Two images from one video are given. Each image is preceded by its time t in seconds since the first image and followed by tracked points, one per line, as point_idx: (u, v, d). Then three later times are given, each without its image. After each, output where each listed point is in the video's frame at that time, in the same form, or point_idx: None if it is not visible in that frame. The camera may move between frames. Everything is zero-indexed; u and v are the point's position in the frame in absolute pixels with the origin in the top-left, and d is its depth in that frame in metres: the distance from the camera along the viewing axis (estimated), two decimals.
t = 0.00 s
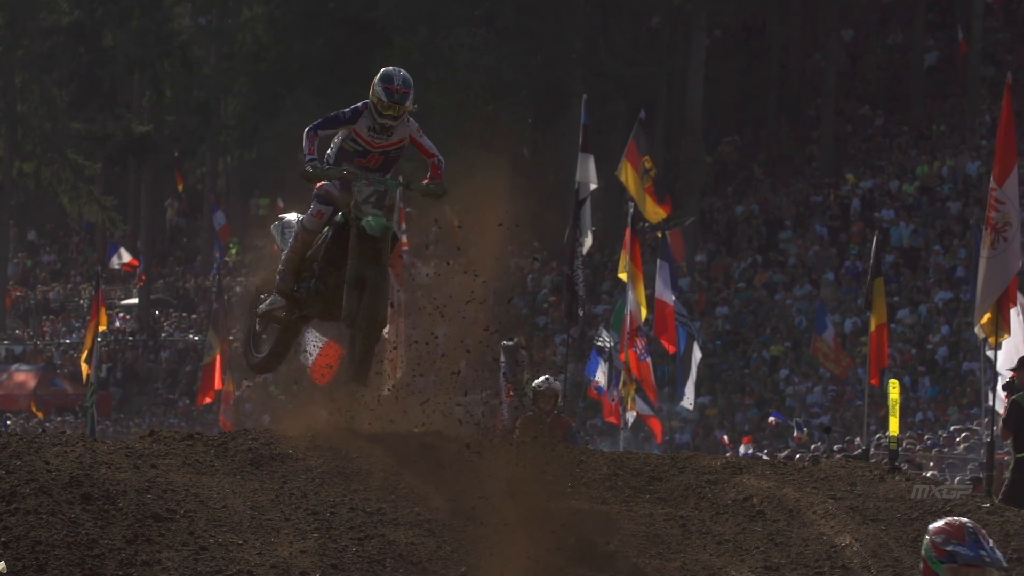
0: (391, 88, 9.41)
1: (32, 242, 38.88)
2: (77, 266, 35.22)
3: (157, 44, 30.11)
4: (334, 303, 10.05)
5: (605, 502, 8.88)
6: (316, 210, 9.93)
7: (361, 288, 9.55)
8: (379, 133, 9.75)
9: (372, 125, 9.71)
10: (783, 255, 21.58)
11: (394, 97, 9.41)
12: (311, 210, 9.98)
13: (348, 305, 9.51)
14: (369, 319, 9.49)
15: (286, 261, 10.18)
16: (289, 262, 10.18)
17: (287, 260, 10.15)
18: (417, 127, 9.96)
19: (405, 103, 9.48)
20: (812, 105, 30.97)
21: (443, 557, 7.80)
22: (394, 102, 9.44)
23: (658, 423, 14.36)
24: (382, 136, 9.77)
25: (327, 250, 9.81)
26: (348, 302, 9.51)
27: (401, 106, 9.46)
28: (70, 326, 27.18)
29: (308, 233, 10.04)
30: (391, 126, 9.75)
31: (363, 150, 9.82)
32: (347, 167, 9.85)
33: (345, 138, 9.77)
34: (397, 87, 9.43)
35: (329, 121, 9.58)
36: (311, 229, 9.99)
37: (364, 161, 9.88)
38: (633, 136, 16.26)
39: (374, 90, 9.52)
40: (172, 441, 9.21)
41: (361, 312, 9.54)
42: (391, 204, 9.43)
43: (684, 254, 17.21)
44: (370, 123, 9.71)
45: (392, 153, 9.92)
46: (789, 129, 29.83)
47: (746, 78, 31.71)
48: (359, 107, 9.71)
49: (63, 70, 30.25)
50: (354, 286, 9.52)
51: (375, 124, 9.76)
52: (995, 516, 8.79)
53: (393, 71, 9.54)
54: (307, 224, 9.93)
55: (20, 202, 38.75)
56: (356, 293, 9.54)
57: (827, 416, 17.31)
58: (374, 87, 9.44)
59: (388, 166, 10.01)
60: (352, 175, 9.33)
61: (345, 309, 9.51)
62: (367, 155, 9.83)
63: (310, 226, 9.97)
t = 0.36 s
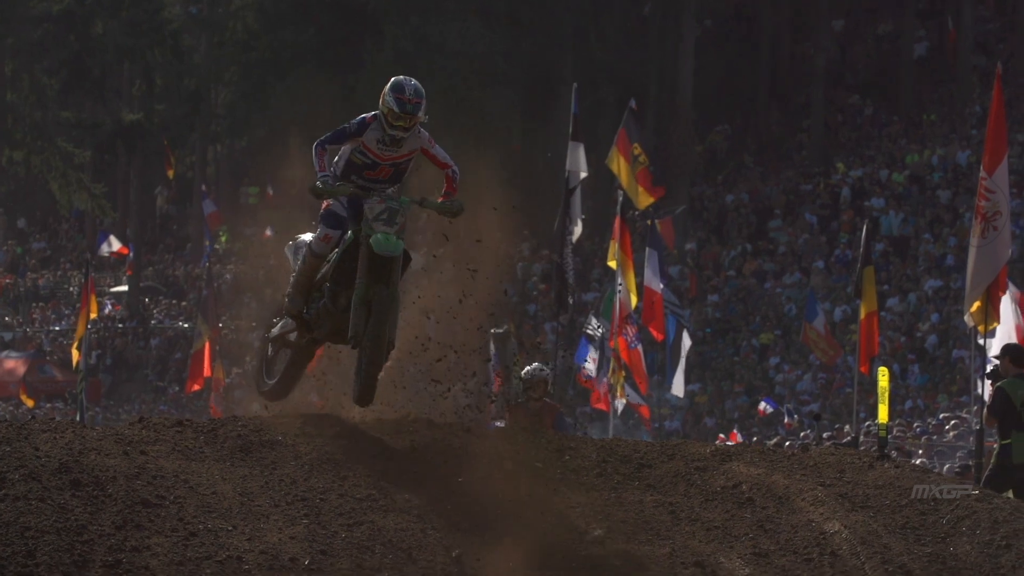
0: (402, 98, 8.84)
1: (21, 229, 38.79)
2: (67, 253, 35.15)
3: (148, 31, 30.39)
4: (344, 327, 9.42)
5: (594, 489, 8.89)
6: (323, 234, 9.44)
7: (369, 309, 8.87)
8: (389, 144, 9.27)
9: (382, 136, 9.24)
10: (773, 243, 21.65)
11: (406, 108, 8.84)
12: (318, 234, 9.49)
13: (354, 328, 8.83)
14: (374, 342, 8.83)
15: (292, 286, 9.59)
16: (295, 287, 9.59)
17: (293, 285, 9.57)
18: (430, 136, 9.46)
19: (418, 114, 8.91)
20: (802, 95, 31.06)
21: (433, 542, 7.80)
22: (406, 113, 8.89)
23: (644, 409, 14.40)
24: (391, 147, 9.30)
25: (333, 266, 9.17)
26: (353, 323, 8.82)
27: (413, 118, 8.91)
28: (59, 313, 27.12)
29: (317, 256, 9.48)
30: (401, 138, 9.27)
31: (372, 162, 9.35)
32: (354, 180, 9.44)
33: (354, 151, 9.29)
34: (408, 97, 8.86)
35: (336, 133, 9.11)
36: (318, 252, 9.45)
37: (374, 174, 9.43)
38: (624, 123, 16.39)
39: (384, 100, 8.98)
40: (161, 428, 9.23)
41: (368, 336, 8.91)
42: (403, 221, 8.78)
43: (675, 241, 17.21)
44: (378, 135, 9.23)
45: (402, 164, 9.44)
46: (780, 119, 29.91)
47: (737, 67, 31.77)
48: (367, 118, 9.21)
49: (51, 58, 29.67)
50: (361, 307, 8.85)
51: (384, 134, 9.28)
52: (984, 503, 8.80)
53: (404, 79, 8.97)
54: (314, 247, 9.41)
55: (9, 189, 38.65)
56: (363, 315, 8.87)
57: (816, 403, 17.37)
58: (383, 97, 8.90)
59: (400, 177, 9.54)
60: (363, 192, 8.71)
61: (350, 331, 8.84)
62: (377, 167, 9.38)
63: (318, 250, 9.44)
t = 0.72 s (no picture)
0: (414, 96, 8.29)
1: (12, 192, 38.87)
2: (59, 217, 35.31)
3: None
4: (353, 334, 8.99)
5: (585, 452, 8.94)
6: (336, 244, 9.06)
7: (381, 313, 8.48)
8: (399, 147, 8.81)
9: (392, 137, 8.76)
10: (764, 208, 21.77)
11: (418, 107, 8.29)
12: (331, 244, 9.10)
13: (364, 332, 8.43)
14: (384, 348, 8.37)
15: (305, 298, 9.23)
16: (307, 297, 9.23)
17: (305, 295, 9.20)
18: (441, 137, 8.95)
19: (430, 112, 8.37)
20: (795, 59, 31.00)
21: (423, 504, 7.70)
22: (419, 113, 8.33)
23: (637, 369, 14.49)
24: (402, 149, 8.82)
25: (345, 271, 8.76)
26: (363, 327, 8.43)
27: (425, 117, 8.36)
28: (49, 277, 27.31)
29: (330, 266, 9.08)
30: (412, 138, 8.77)
31: (381, 164, 8.91)
32: (365, 182, 9.03)
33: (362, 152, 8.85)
34: (421, 95, 8.31)
35: (345, 135, 8.66)
36: (331, 263, 9.07)
37: (384, 175, 9.00)
38: (615, 90, 16.47)
39: (394, 98, 8.42)
40: (153, 391, 9.31)
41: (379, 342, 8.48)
42: (421, 226, 8.36)
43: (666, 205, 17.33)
44: (388, 136, 8.75)
45: (413, 165, 9.01)
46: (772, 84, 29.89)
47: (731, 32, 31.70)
48: (376, 117, 8.70)
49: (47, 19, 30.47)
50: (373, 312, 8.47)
51: (393, 134, 8.79)
52: (976, 466, 8.67)
53: (415, 76, 8.40)
54: (326, 257, 9.03)
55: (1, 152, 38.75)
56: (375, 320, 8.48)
57: (807, 368, 17.48)
58: (394, 95, 8.32)
59: (409, 178, 9.13)
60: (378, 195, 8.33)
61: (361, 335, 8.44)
62: (387, 168, 8.93)
63: (331, 261, 9.06)
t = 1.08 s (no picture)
0: (428, 93, 7.49)
1: None
2: (47, 171, 35.26)
3: None
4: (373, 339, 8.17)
5: (574, 406, 8.99)
6: (361, 234, 8.30)
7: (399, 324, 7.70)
8: (413, 148, 7.98)
9: (407, 138, 7.94)
10: (754, 161, 21.79)
11: (432, 105, 7.50)
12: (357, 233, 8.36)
13: (380, 344, 7.61)
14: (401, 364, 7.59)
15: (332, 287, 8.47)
16: (333, 286, 8.48)
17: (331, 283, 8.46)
18: (460, 140, 8.12)
19: (446, 111, 7.59)
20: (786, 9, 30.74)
21: (414, 460, 7.71)
22: (434, 110, 7.54)
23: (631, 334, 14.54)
24: (416, 150, 8.00)
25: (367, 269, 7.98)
26: (378, 339, 7.60)
27: (442, 116, 7.57)
28: (39, 231, 27.40)
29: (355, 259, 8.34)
30: (427, 139, 7.95)
31: (394, 165, 8.08)
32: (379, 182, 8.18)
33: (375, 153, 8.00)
34: (435, 92, 7.51)
35: (360, 133, 7.79)
36: (355, 255, 8.33)
37: (397, 177, 8.15)
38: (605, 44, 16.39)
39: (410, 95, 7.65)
40: (143, 344, 9.37)
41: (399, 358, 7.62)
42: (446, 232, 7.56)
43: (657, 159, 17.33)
44: (403, 136, 7.94)
45: (427, 168, 8.18)
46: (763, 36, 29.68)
47: None
48: (392, 116, 7.91)
49: None
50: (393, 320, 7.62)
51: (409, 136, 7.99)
52: (965, 420, 8.47)
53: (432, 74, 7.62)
54: (350, 247, 8.28)
55: None
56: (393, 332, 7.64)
57: (797, 321, 17.92)
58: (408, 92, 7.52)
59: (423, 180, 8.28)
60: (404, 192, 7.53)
61: (377, 348, 7.61)
62: (400, 170, 8.09)
63: (354, 251, 8.31)
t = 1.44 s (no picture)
0: (457, 97, 6.91)
1: None
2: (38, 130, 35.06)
3: None
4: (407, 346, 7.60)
5: (563, 365, 9.01)
6: (381, 246, 7.59)
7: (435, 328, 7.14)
8: (442, 154, 7.37)
9: (435, 144, 7.33)
10: (744, 121, 21.68)
11: (462, 109, 6.91)
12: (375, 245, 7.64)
13: (416, 347, 7.03)
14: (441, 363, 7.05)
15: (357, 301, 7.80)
16: (356, 299, 7.82)
17: (354, 295, 7.80)
18: (488, 139, 7.54)
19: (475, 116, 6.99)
20: None
21: (403, 421, 7.72)
22: (463, 114, 6.96)
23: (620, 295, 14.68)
24: (445, 156, 7.40)
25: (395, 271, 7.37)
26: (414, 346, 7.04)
27: (471, 118, 6.98)
28: (29, 190, 27.30)
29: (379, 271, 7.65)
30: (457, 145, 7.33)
31: (422, 172, 7.46)
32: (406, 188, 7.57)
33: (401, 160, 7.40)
34: (464, 96, 6.93)
35: (385, 138, 7.17)
36: (378, 266, 7.61)
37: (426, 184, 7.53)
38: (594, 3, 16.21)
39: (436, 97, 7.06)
40: (132, 304, 9.35)
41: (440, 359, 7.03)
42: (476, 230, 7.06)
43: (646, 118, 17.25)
44: (431, 143, 7.33)
45: (457, 173, 7.56)
46: None
47: None
48: (418, 120, 7.29)
49: None
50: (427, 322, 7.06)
51: (436, 140, 7.37)
52: (954, 379, 8.50)
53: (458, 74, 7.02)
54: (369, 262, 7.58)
55: None
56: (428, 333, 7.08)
57: (787, 281, 17.95)
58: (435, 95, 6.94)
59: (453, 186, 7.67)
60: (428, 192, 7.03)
61: (414, 352, 7.04)
62: (429, 177, 7.48)
63: (376, 263, 7.59)
